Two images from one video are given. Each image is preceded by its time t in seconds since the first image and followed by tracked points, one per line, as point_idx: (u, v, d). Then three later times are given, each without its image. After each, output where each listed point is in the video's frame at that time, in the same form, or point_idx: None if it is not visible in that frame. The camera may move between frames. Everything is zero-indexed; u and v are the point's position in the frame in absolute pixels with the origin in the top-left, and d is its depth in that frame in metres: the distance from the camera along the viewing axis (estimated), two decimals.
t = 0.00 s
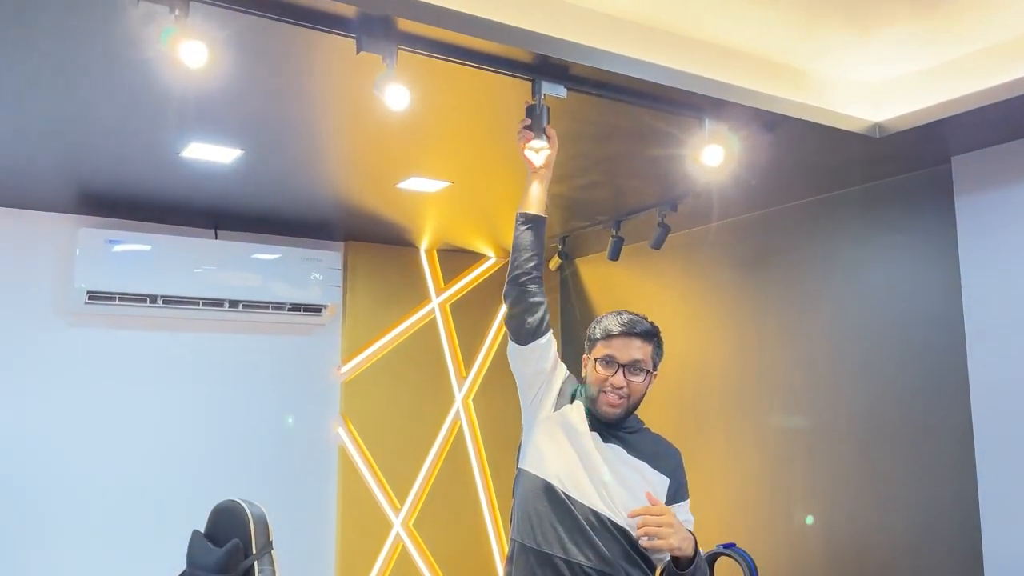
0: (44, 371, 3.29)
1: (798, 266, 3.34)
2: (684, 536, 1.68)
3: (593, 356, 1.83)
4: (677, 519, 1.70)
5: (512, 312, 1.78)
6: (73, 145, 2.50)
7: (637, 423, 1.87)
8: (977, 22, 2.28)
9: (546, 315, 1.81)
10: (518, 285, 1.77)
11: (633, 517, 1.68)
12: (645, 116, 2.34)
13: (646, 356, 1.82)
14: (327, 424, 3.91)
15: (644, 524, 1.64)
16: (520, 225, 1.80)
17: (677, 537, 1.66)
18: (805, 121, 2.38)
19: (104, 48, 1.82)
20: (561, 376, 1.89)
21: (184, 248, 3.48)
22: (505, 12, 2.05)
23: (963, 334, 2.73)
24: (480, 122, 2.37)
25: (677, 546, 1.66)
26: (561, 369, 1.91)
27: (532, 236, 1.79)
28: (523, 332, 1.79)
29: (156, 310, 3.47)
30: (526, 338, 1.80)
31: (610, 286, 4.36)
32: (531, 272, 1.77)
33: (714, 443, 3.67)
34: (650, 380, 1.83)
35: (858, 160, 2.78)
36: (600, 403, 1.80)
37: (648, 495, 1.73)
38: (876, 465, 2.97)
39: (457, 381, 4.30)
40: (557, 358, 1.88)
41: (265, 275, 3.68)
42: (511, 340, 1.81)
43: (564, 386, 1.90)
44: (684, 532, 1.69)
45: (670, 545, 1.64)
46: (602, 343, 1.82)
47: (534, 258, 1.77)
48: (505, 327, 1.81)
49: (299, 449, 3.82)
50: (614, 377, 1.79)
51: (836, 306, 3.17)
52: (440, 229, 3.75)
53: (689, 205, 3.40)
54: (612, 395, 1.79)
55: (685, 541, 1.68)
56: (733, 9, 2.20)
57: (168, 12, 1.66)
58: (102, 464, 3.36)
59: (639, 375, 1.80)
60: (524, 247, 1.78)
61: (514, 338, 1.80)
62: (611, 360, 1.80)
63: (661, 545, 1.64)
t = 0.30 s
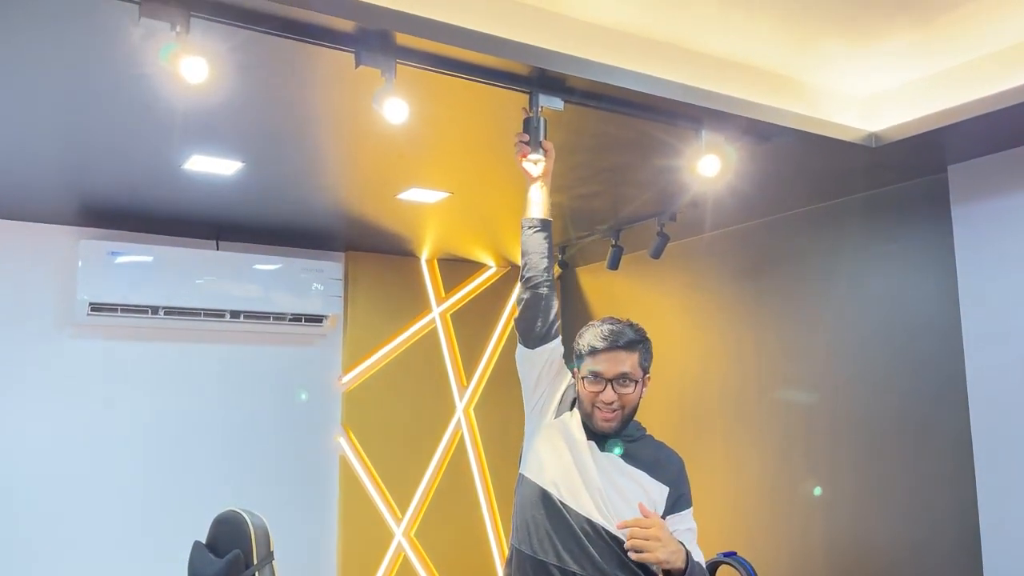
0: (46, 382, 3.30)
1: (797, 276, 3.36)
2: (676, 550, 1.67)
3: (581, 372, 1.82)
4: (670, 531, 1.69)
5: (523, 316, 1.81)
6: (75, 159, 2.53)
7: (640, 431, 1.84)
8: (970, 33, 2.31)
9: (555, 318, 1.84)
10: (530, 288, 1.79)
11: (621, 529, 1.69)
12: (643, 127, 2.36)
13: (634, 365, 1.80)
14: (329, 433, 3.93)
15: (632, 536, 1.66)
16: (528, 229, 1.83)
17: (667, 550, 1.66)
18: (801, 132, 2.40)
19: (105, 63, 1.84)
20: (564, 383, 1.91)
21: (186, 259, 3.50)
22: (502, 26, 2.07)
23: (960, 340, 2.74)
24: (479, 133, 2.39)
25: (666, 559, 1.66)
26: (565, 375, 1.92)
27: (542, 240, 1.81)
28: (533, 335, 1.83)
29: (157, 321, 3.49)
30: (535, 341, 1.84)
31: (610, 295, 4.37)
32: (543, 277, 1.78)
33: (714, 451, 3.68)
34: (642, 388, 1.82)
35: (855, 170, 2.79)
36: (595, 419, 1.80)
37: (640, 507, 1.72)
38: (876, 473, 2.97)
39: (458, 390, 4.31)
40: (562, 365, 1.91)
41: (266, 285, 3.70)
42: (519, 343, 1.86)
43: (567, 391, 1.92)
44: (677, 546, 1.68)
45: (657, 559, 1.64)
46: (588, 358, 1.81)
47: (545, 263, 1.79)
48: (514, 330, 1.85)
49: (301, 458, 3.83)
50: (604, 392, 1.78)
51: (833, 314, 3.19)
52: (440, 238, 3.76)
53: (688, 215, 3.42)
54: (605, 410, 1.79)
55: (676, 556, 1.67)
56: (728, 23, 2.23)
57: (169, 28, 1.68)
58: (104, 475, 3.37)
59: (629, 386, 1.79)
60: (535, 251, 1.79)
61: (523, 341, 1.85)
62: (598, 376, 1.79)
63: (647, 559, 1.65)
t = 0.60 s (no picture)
0: (47, 391, 3.31)
1: (796, 283, 3.36)
2: (669, 570, 1.63)
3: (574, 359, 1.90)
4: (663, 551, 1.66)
5: (510, 333, 1.82)
6: (76, 168, 2.54)
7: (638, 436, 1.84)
8: (966, 40, 2.32)
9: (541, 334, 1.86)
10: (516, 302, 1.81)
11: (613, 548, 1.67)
12: (642, 135, 2.37)
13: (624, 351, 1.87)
14: (329, 441, 3.93)
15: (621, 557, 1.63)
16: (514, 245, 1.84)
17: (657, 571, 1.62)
18: (799, 139, 2.41)
19: (104, 73, 1.85)
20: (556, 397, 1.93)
21: (186, 268, 3.51)
22: (501, 35, 2.08)
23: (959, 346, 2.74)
24: (477, 142, 2.40)
25: None
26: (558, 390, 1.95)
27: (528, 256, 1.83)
28: (522, 351, 1.84)
29: (157, 330, 3.49)
30: (523, 358, 1.85)
31: (609, 302, 4.38)
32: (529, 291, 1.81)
33: (714, 458, 3.68)
34: (631, 377, 1.85)
35: (852, 176, 2.80)
36: (580, 399, 1.82)
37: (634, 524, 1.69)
38: (876, 479, 2.98)
39: (458, 397, 4.31)
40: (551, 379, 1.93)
41: (267, 293, 3.70)
42: (508, 360, 1.86)
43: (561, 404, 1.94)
44: (670, 565, 1.64)
45: None
46: (581, 346, 1.91)
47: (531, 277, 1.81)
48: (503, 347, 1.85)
49: (301, 467, 3.83)
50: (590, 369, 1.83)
51: (833, 320, 3.19)
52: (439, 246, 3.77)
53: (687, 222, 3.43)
54: (590, 387, 1.82)
55: None
56: (725, 30, 2.24)
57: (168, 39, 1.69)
58: (104, 483, 3.37)
59: (616, 366, 1.84)
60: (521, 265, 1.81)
61: (512, 358, 1.85)
62: (587, 356, 1.87)
63: None
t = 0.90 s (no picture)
0: (43, 398, 3.30)
1: (793, 288, 3.37)
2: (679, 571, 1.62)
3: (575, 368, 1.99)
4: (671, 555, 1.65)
5: (478, 372, 1.88)
6: (73, 175, 2.54)
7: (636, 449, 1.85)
8: (961, 46, 2.33)
9: (508, 366, 1.90)
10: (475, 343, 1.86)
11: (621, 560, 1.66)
12: (638, 141, 2.37)
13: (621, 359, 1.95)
14: (327, 448, 3.92)
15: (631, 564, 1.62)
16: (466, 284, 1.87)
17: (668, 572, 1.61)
18: (794, 144, 2.42)
19: (101, 80, 1.85)
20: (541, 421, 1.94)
21: (184, 275, 3.51)
22: (498, 42, 2.09)
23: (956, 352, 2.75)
24: (474, 149, 2.41)
25: None
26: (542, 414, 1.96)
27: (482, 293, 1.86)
28: (494, 387, 1.89)
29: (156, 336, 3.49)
30: (497, 393, 1.90)
31: (608, 308, 4.38)
32: (485, 329, 1.85)
33: (712, 464, 3.68)
34: (625, 381, 1.90)
35: (849, 182, 2.81)
36: (574, 398, 1.88)
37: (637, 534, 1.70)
38: (874, 484, 2.98)
39: (457, 404, 4.31)
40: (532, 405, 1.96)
41: (265, 299, 3.70)
42: (484, 398, 1.92)
43: (549, 428, 1.94)
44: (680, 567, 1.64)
45: None
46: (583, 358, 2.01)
47: (486, 313, 1.85)
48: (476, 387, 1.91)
49: (299, 473, 3.83)
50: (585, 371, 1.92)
51: (830, 326, 3.20)
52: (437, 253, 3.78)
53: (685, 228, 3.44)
54: (583, 386, 1.88)
55: None
56: (722, 36, 2.24)
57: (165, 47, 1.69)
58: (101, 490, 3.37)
59: (610, 369, 1.91)
60: (475, 304, 1.85)
61: (488, 396, 1.91)
62: (585, 362, 1.96)
63: None
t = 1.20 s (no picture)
0: (34, 400, 3.28)
1: (787, 290, 3.37)
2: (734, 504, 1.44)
3: (553, 392, 1.85)
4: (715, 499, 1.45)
5: (441, 393, 1.79)
6: (66, 176, 2.53)
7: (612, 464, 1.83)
8: (953, 49, 2.33)
9: (473, 386, 1.82)
10: (437, 361, 1.77)
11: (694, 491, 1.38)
12: (632, 143, 2.37)
13: (603, 382, 1.85)
14: (320, 451, 3.90)
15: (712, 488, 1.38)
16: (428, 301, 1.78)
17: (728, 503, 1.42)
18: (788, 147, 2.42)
19: (93, 79, 1.85)
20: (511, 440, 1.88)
21: (177, 277, 3.49)
22: (491, 44, 2.08)
23: (948, 355, 2.75)
24: (467, 151, 2.41)
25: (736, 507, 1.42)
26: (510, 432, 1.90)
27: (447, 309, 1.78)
28: (458, 408, 1.80)
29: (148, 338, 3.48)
30: (462, 414, 1.81)
31: (601, 311, 4.38)
32: (448, 347, 1.77)
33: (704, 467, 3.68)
34: (612, 409, 1.84)
35: (842, 185, 2.81)
36: (567, 440, 1.79)
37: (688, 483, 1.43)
38: (866, 487, 2.97)
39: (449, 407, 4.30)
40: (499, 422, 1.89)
41: (258, 301, 3.70)
42: (448, 420, 1.83)
43: (520, 444, 1.89)
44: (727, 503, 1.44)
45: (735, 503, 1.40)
46: (557, 377, 1.86)
47: (450, 331, 1.77)
48: (438, 409, 1.82)
49: (291, 476, 3.81)
50: (575, 408, 1.80)
51: (823, 328, 3.20)
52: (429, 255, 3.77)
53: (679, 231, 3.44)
54: (577, 428, 1.79)
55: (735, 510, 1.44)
56: (716, 38, 2.25)
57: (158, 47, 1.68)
58: (93, 493, 3.35)
59: (600, 403, 1.81)
60: (438, 322, 1.76)
61: (452, 418, 1.82)
62: (568, 393, 1.82)
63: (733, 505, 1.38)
